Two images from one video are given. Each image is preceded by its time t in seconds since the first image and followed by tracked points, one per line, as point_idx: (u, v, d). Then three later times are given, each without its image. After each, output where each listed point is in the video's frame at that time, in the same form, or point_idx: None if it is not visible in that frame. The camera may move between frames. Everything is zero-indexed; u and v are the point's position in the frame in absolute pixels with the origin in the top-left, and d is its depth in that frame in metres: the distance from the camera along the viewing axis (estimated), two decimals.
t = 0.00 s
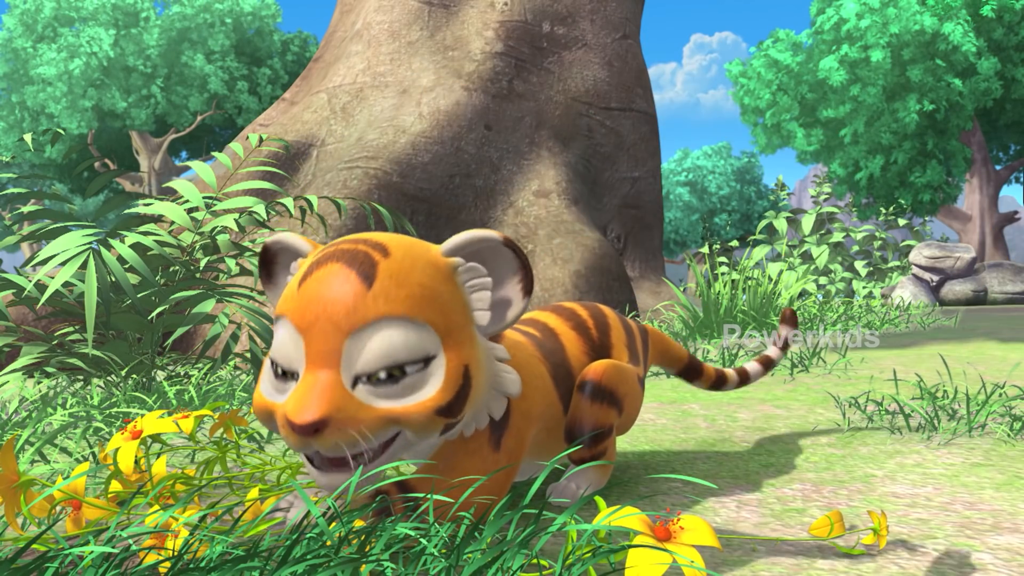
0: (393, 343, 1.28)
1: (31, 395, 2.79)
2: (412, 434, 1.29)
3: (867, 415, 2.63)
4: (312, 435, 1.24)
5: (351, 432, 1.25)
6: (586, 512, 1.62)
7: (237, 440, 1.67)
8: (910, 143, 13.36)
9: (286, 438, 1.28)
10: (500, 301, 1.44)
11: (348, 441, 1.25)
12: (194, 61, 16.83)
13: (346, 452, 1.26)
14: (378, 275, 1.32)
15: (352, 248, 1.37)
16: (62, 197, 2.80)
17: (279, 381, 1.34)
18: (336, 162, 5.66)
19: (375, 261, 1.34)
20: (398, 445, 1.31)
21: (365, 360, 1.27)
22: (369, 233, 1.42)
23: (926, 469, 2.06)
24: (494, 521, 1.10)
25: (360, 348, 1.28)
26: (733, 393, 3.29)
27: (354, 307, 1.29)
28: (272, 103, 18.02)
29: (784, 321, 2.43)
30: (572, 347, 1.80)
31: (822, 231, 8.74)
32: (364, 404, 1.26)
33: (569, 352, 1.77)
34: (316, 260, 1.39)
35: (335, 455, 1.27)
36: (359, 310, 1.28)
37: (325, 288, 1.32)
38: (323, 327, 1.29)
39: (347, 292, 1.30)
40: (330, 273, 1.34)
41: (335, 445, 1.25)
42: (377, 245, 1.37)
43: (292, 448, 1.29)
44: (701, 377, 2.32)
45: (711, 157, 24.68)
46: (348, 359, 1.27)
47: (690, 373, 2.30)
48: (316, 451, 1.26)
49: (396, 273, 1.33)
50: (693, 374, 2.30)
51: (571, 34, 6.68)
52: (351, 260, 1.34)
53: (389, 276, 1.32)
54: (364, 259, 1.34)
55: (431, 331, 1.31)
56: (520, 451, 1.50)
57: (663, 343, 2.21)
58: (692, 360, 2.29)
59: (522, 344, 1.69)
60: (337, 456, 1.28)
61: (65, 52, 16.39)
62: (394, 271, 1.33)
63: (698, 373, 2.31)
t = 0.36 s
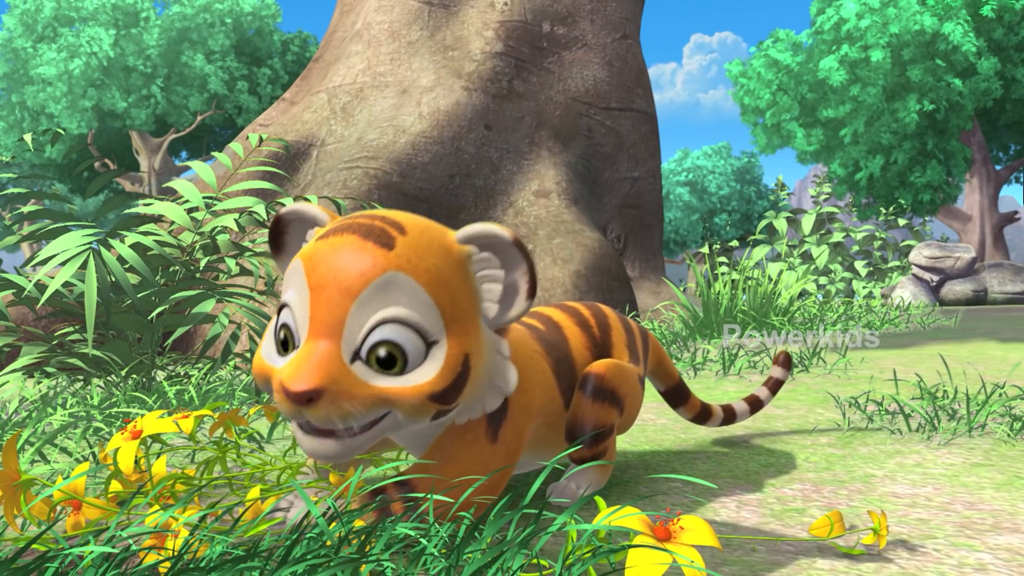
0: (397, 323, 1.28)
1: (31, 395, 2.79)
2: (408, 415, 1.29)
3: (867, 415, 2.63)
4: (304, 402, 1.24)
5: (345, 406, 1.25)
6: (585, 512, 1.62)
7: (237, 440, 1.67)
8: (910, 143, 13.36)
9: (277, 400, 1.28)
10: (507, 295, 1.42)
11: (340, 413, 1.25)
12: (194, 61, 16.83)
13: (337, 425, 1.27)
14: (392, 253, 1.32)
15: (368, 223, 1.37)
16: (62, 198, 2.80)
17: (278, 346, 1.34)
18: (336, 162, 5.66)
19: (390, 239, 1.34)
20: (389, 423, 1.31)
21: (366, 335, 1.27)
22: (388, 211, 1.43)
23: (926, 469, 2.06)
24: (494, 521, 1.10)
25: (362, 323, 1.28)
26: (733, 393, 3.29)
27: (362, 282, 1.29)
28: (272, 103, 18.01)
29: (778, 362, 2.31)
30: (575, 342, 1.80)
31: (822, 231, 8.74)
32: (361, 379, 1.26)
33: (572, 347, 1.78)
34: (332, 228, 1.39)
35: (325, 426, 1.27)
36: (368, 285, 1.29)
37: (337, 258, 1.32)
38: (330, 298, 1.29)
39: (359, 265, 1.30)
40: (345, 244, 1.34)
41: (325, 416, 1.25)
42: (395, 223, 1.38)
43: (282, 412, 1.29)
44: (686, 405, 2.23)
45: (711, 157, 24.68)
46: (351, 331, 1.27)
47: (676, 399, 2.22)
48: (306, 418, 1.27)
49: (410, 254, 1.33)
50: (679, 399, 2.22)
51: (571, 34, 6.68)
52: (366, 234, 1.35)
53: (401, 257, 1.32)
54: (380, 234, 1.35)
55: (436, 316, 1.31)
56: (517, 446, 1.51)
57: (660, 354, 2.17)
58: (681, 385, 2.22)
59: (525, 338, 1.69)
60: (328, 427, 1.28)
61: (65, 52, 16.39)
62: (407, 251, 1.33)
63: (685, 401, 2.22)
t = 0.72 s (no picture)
0: (443, 353, 1.28)
1: (31, 395, 2.79)
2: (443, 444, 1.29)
3: (867, 415, 2.63)
4: (340, 417, 1.25)
5: (381, 426, 1.26)
6: (586, 512, 1.62)
7: (237, 440, 1.67)
8: (910, 143, 13.36)
9: (317, 407, 1.30)
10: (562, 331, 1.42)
11: (376, 433, 1.26)
12: (194, 61, 16.82)
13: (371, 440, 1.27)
14: (452, 276, 1.32)
15: (435, 238, 1.38)
16: (62, 198, 2.80)
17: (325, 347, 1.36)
18: (336, 162, 5.66)
19: (453, 263, 1.34)
20: (424, 447, 1.31)
21: (413, 359, 1.27)
22: (458, 226, 1.43)
23: (926, 469, 2.06)
24: (494, 521, 1.10)
25: (411, 346, 1.28)
26: (732, 393, 3.29)
27: (418, 304, 1.29)
28: (272, 103, 18.01)
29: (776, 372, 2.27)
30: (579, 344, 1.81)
31: (822, 231, 8.74)
32: (402, 403, 1.26)
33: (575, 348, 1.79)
34: (398, 236, 1.40)
35: (359, 440, 1.28)
36: (423, 308, 1.29)
37: (396, 272, 1.32)
38: (381, 313, 1.29)
39: (414, 285, 1.31)
40: (409, 257, 1.35)
41: (363, 432, 1.26)
42: (462, 243, 1.38)
43: (320, 417, 1.30)
44: (684, 412, 2.22)
45: (711, 158, 24.68)
46: (398, 350, 1.27)
47: (674, 406, 2.21)
48: (343, 430, 1.28)
49: (469, 280, 1.33)
50: (678, 406, 2.21)
51: (571, 34, 6.68)
52: (430, 251, 1.35)
53: (461, 283, 1.32)
54: (444, 254, 1.35)
55: (487, 347, 1.30)
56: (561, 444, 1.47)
57: (660, 363, 2.15)
58: (680, 393, 2.21)
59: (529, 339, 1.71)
60: (363, 440, 1.29)
61: (64, 52, 16.40)
62: (468, 277, 1.33)
63: (684, 408, 2.22)
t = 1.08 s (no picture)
0: (446, 359, 1.28)
1: (31, 395, 2.79)
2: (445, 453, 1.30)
3: (867, 415, 2.63)
4: (346, 429, 1.25)
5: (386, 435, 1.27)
6: (586, 512, 1.62)
7: (237, 440, 1.66)
8: (910, 143, 13.36)
9: (322, 418, 1.31)
10: (564, 329, 1.42)
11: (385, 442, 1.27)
12: (194, 61, 16.82)
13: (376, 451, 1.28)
14: (452, 282, 1.32)
15: (433, 244, 1.37)
16: (62, 198, 2.80)
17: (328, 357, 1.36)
18: (336, 162, 5.66)
19: (453, 269, 1.34)
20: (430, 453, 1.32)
21: (416, 367, 1.27)
22: (454, 230, 1.42)
23: (925, 469, 2.06)
24: (494, 521, 1.10)
25: (414, 354, 1.28)
26: (732, 393, 3.29)
27: (420, 312, 1.29)
28: (272, 103, 18.01)
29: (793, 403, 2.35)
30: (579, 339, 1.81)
31: (823, 231, 8.73)
32: (407, 412, 1.27)
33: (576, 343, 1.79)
34: (393, 243, 1.40)
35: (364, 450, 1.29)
36: (425, 315, 1.29)
37: (394, 280, 1.32)
38: (382, 321, 1.29)
39: (414, 291, 1.30)
40: (408, 264, 1.34)
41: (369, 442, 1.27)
42: (459, 248, 1.37)
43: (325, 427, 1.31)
44: (684, 410, 2.22)
45: (711, 157, 24.69)
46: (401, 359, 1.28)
47: (674, 404, 2.21)
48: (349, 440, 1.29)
49: (470, 287, 1.33)
50: (677, 404, 2.21)
51: (571, 34, 6.68)
52: (429, 258, 1.35)
53: (461, 289, 1.32)
54: (443, 260, 1.35)
55: (490, 352, 1.31)
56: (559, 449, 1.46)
57: (659, 361, 2.14)
58: (680, 391, 2.21)
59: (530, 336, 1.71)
60: (370, 449, 1.31)
61: (64, 52, 16.40)
62: (468, 284, 1.33)
63: (683, 407, 2.21)
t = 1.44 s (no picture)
0: (436, 327, 1.28)
1: (31, 395, 2.79)
2: (461, 422, 1.29)
3: (867, 415, 2.63)
4: (365, 424, 1.24)
5: (404, 419, 1.26)
6: (586, 512, 1.62)
7: (237, 439, 1.66)
8: (910, 143, 13.37)
9: (338, 433, 1.29)
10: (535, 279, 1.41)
11: (405, 427, 1.26)
12: (194, 61, 16.81)
13: (399, 439, 1.27)
14: (416, 255, 1.31)
15: (385, 234, 1.37)
16: (62, 198, 2.80)
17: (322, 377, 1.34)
18: (336, 162, 5.67)
19: (411, 245, 1.33)
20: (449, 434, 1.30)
21: (412, 345, 1.27)
22: (398, 219, 1.42)
23: (926, 469, 2.06)
24: (494, 521, 1.10)
25: (407, 334, 1.28)
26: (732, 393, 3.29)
27: (397, 292, 1.29)
28: (272, 103, 18.00)
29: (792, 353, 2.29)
30: (578, 338, 1.80)
31: (823, 231, 8.73)
32: (415, 389, 1.26)
33: (575, 344, 1.78)
34: (346, 250, 1.39)
35: (390, 446, 1.28)
36: (403, 293, 1.29)
37: (362, 274, 1.31)
38: (366, 315, 1.29)
39: (384, 277, 1.30)
40: (367, 260, 1.33)
41: (390, 432, 1.26)
42: (409, 229, 1.37)
43: (341, 440, 1.30)
44: (692, 402, 2.24)
45: (711, 158, 24.69)
46: (394, 344, 1.28)
47: (681, 399, 2.22)
48: (370, 440, 1.28)
49: (434, 254, 1.32)
50: (684, 400, 2.22)
51: (571, 35, 6.68)
52: (385, 246, 1.34)
53: (426, 257, 1.31)
54: (400, 243, 1.34)
55: (474, 312, 1.30)
56: (555, 444, 1.47)
57: (662, 364, 2.14)
58: (686, 386, 2.22)
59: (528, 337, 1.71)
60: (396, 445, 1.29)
61: (64, 52, 16.41)
62: (432, 252, 1.32)
63: (691, 400, 2.23)
